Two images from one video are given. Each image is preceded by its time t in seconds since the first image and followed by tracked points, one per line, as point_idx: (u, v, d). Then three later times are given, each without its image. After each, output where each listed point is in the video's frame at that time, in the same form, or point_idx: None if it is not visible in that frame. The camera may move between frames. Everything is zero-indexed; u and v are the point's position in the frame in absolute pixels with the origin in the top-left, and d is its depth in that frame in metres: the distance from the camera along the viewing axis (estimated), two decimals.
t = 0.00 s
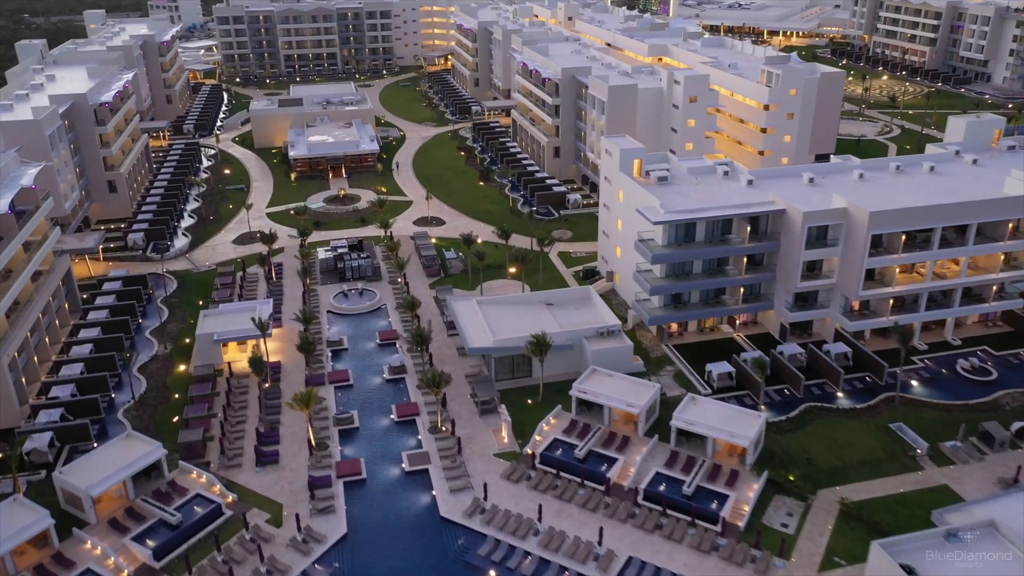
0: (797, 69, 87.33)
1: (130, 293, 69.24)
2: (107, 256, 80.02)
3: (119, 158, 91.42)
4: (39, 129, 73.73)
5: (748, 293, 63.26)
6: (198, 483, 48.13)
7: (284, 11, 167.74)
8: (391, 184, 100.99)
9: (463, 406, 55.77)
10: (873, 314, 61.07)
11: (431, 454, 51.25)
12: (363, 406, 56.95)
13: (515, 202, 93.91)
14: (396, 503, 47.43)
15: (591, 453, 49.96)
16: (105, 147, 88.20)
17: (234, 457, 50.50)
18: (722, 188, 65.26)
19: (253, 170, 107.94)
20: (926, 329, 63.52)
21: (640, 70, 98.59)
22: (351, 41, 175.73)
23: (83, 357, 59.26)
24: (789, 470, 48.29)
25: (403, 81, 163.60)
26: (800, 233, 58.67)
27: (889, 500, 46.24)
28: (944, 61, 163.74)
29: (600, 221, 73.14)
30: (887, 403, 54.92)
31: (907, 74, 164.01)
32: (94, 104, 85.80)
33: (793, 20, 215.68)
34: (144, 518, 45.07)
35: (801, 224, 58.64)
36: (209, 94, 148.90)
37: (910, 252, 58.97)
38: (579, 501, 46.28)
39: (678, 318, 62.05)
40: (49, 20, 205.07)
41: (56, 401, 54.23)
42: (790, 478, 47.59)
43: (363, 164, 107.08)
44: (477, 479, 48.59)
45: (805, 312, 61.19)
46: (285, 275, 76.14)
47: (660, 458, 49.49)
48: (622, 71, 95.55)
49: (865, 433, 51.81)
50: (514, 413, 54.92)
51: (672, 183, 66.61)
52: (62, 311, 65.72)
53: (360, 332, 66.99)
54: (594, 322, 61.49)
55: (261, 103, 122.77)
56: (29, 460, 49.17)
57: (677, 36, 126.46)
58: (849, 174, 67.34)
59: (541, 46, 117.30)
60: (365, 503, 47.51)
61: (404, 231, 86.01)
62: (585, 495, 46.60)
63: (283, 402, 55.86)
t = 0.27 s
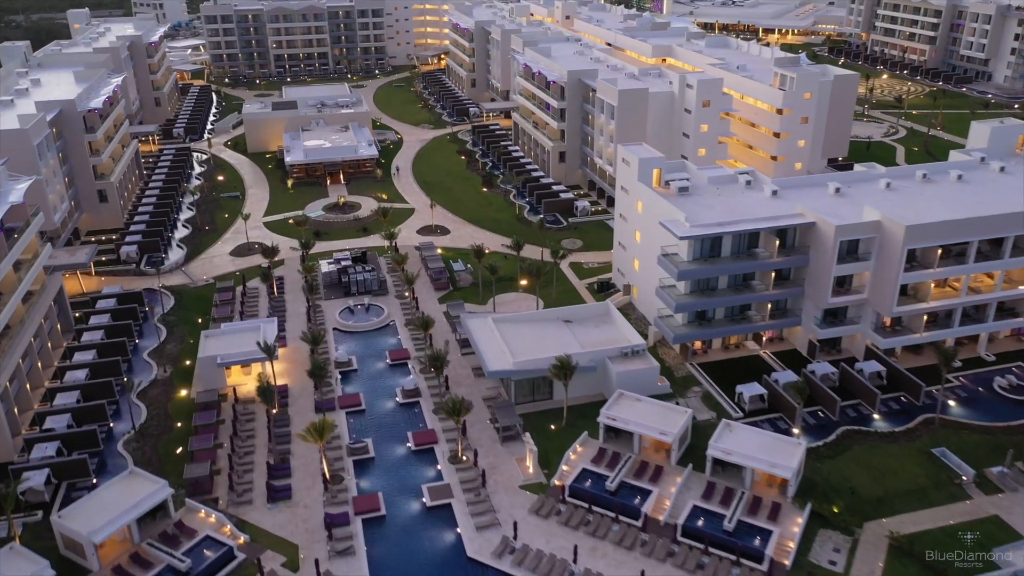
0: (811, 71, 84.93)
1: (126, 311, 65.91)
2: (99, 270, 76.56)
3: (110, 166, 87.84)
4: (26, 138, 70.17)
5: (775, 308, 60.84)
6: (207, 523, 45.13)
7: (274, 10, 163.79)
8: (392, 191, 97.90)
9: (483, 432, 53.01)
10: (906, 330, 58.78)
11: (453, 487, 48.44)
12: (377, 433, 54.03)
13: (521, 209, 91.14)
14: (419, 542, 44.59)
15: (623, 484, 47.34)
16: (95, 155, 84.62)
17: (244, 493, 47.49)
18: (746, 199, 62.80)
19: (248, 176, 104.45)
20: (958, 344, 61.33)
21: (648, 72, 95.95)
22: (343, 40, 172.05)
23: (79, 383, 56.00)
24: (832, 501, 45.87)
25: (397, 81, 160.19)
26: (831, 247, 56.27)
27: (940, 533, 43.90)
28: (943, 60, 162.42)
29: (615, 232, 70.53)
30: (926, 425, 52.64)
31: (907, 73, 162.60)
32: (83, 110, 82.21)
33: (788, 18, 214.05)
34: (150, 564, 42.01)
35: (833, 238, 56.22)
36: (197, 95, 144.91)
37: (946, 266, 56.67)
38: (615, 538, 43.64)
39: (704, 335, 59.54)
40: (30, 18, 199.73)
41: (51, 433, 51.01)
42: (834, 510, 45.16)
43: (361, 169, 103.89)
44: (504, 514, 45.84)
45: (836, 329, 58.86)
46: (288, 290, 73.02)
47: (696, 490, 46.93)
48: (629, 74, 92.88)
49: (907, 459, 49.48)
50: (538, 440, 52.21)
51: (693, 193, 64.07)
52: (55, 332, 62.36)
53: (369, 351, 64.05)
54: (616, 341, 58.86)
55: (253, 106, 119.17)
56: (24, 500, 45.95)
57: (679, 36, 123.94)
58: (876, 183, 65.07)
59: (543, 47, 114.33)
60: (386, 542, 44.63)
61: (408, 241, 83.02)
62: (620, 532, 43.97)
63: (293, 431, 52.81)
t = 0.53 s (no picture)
0: (827, 75, 82.58)
1: (122, 333, 62.66)
2: (91, 286, 73.09)
3: (100, 175, 84.25)
4: (14, 150, 66.69)
5: (805, 325, 58.48)
6: (219, 569, 42.14)
7: (263, 9, 159.78)
8: (393, 199, 94.82)
9: (506, 462, 50.29)
10: (942, 348, 56.51)
11: (479, 523, 45.66)
12: (393, 464, 51.17)
13: (529, 217, 88.43)
14: None
15: (659, 520, 44.75)
16: (84, 165, 81.03)
17: (257, 534, 44.54)
18: (772, 211, 60.36)
19: (242, 183, 100.94)
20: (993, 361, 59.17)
21: (656, 75, 93.27)
22: (334, 40, 168.28)
23: (75, 413, 52.81)
24: (881, 536, 43.51)
25: (391, 82, 156.74)
26: (867, 263, 53.89)
27: (997, 571, 41.59)
28: (943, 58, 160.90)
29: (633, 244, 67.98)
30: (969, 450, 50.40)
31: (907, 72, 160.97)
32: (72, 117, 78.62)
33: (783, 15, 212.15)
34: None
35: (869, 254, 53.83)
36: (186, 98, 140.90)
37: (985, 283, 54.41)
38: None
39: (733, 355, 57.05)
40: (10, 16, 194.43)
41: (48, 470, 47.81)
42: (885, 546, 42.76)
43: (360, 175, 100.70)
44: (536, 555, 43.11)
45: (869, 347, 56.54)
46: (291, 306, 69.93)
47: (737, 525, 44.42)
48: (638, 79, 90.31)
49: (954, 488, 47.18)
50: (564, 470, 49.54)
51: (717, 205, 61.56)
52: (47, 356, 59.02)
53: (379, 373, 61.18)
54: (642, 363, 56.26)
55: (246, 110, 115.55)
56: (20, 546, 42.82)
57: (683, 36, 121.38)
58: (904, 194, 62.82)
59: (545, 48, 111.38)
60: None
61: (413, 253, 80.10)
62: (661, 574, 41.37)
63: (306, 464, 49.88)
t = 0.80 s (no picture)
0: (844, 78, 80.44)
1: (120, 355, 59.64)
2: (85, 303, 69.86)
3: (91, 185, 80.90)
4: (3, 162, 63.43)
5: (836, 343, 56.27)
6: None
7: (253, 8, 155.96)
8: (395, 206, 91.92)
9: (532, 494, 47.78)
10: (979, 366, 54.43)
11: (508, 563, 43.10)
12: (414, 496, 48.53)
13: (537, 226, 85.85)
14: None
15: (700, 557, 42.34)
16: (76, 175, 77.65)
17: None
18: (800, 224, 58.08)
19: (238, 191, 97.64)
20: None
21: (665, 78, 90.78)
22: (326, 39, 164.69)
23: (74, 445, 49.84)
24: (934, 573, 41.29)
25: (385, 83, 153.45)
26: (904, 280, 51.68)
27: None
28: (943, 57, 159.44)
29: (653, 257, 65.59)
30: (1015, 475, 48.32)
31: (907, 71, 159.38)
32: (62, 126, 75.31)
33: (778, 13, 210.26)
34: None
35: (906, 270, 51.61)
36: (176, 100, 137.09)
37: None
38: None
39: (763, 375, 54.76)
40: None
41: (47, 509, 44.88)
42: None
43: (360, 182, 97.73)
44: None
45: (905, 366, 54.39)
46: (296, 323, 67.06)
47: (782, 561, 42.08)
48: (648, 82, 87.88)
49: (1004, 518, 45.07)
50: (594, 502, 47.05)
51: (743, 218, 59.20)
52: (42, 382, 55.91)
53: (392, 395, 58.51)
54: (669, 384, 53.86)
55: (240, 114, 112.13)
56: None
57: (687, 37, 118.91)
58: (934, 204, 60.72)
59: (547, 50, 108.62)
60: None
61: (420, 265, 77.36)
62: None
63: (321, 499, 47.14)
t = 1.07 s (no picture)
0: (862, 82, 78.12)
1: (119, 383, 56.41)
2: (78, 324, 66.50)
3: (82, 197, 77.35)
4: None
5: (873, 364, 53.92)
6: None
7: (243, 8, 152.01)
8: (398, 215, 88.89)
9: (565, 531, 45.11)
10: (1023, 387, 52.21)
11: None
12: (438, 535, 45.71)
13: (546, 235, 83.09)
14: None
15: None
16: (66, 187, 74.12)
17: None
18: (833, 238, 55.68)
19: (233, 199, 94.24)
20: None
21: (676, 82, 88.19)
22: (317, 39, 160.96)
23: (73, 485, 46.68)
24: None
25: (379, 84, 150.09)
26: (947, 299, 49.34)
27: None
28: (944, 55, 157.92)
29: (675, 272, 63.07)
30: None
31: (908, 70, 157.77)
32: (51, 136, 71.76)
33: (773, 10, 208.19)
34: None
35: (950, 289, 49.27)
36: (164, 104, 133.16)
37: None
38: None
39: (799, 399, 52.33)
40: None
41: (46, 559, 41.75)
42: None
43: (360, 190, 94.56)
44: None
45: (946, 388, 52.11)
46: (302, 343, 63.98)
47: None
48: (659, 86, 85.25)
49: None
50: (631, 540, 44.46)
51: (772, 232, 56.75)
52: (36, 414, 52.65)
53: (408, 422, 55.65)
54: (701, 410, 51.35)
55: (233, 119, 108.63)
56: None
57: (691, 37, 116.59)
58: (968, 216, 58.46)
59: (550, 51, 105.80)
60: None
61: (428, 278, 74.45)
62: None
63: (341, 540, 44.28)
